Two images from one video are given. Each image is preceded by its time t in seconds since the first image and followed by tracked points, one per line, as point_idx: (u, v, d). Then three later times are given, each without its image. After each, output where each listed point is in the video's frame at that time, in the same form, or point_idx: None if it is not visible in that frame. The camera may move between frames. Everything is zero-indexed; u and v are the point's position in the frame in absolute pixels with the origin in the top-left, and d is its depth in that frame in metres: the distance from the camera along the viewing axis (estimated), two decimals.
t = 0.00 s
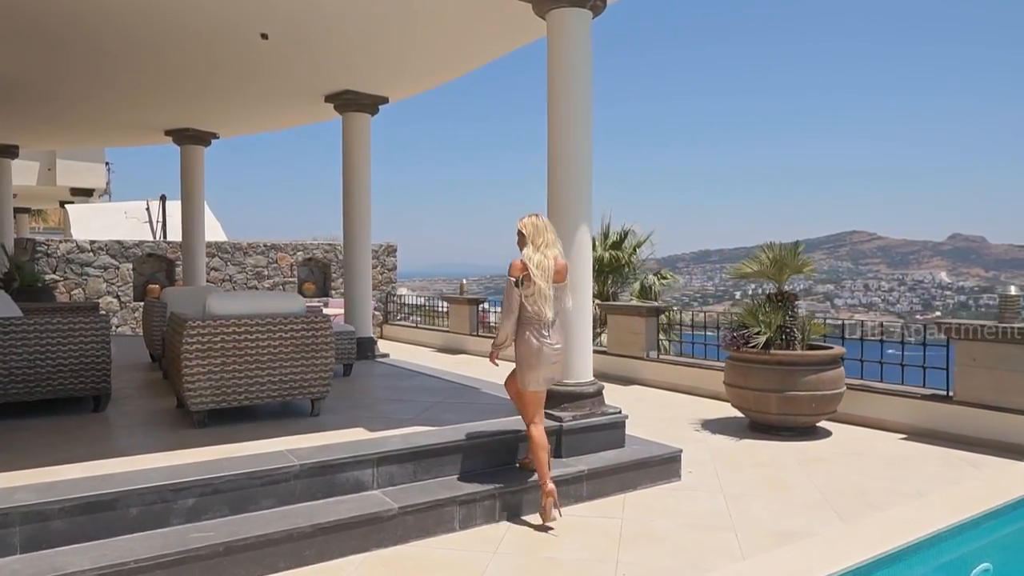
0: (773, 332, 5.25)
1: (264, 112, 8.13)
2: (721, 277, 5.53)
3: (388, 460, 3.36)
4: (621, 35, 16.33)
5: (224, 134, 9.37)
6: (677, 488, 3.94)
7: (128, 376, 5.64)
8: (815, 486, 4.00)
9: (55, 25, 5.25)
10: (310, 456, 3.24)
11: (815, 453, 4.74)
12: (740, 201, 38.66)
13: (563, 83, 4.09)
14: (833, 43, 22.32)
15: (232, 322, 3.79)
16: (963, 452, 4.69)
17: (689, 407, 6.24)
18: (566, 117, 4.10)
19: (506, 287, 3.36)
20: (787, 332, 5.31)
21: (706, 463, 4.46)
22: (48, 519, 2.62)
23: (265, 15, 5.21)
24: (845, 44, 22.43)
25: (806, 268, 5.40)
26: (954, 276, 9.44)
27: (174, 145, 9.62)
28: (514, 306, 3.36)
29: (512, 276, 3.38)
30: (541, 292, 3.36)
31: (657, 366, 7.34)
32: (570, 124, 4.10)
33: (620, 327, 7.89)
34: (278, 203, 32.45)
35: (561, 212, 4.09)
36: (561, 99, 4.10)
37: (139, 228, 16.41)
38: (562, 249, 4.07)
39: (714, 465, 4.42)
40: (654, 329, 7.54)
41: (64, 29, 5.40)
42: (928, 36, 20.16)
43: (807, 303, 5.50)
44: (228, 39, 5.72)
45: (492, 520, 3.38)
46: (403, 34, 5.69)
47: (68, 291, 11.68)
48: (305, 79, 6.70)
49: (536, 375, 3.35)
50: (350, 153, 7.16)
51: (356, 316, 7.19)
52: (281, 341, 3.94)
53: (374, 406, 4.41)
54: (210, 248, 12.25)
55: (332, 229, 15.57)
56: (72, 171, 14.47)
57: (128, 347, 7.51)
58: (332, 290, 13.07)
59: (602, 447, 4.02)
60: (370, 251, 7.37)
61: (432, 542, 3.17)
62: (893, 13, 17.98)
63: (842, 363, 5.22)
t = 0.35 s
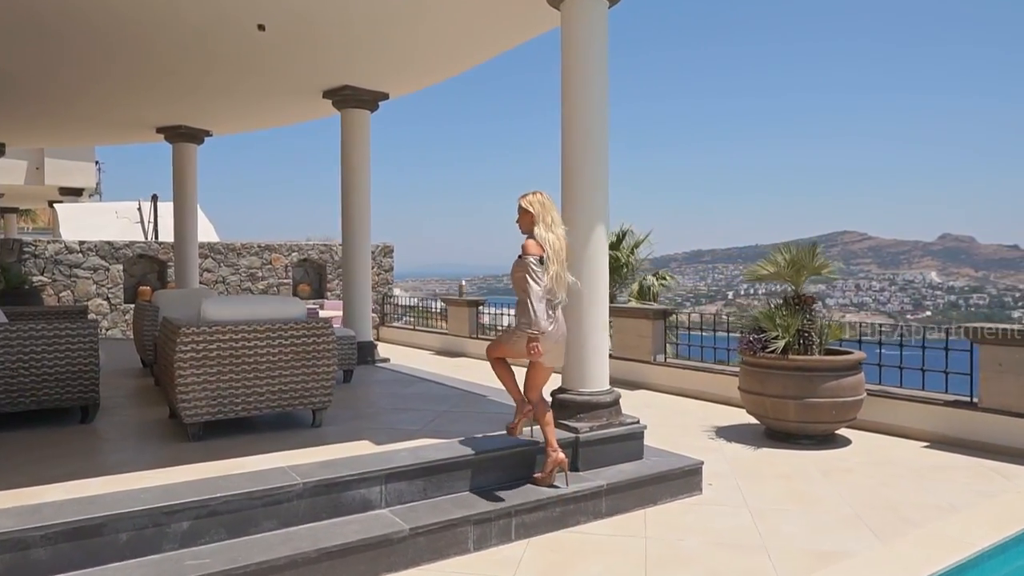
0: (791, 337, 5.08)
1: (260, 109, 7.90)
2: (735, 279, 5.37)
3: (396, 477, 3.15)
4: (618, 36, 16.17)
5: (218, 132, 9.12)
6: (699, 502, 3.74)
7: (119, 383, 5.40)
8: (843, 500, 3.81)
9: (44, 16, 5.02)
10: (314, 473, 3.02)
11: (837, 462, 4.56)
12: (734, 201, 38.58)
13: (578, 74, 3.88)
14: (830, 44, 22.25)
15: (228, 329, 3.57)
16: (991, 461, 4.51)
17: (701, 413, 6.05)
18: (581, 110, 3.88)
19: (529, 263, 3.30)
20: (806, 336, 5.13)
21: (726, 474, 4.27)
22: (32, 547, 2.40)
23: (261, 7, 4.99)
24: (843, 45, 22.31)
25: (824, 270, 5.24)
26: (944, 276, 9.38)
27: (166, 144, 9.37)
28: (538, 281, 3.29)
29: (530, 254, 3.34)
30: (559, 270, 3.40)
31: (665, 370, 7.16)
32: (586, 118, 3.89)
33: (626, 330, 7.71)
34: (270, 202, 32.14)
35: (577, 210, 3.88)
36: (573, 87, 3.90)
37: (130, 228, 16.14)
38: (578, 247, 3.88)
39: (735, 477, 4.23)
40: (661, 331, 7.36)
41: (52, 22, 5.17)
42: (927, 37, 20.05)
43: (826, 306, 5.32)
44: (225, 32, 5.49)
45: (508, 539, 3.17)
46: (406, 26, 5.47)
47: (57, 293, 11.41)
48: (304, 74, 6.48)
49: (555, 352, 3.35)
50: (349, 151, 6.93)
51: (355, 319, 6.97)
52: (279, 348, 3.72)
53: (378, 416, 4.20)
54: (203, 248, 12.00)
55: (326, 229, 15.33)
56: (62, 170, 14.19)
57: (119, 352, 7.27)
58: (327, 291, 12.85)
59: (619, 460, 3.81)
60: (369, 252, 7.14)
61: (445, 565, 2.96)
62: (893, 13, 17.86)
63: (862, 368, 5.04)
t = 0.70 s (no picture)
0: (814, 340, 4.90)
1: (258, 105, 7.68)
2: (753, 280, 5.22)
3: (412, 493, 2.94)
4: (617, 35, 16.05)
5: (214, 128, 8.88)
6: (729, 516, 3.55)
7: (112, 389, 5.17)
8: (878, 514, 3.63)
9: (36, 5, 4.78)
10: (325, 489, 2.81)
11: (865, 471, 4.38)
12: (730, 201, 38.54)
13: (600, 64, 3.68)
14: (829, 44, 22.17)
15: (230, 333, 3.36)
16: None
17: (716, 418, 5.87)
18: (604, 101, 3.68)
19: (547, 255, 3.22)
20: (828, 340, 4.94)
21: (751, 486, 4.08)
22: None
23: None
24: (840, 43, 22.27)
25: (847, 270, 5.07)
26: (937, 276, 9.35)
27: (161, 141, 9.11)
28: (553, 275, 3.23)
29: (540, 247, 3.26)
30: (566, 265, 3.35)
31: (676, 374, 6.98)
32: (609, 111, 3.69)
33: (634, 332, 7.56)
34: (263, 202, 31.82)
35: (599, 208, 3.69)
36: (595, 79, 3.70)
37: (122, 228, 15.86)
38: (601, 247, 3.68)
39: (761, 487, 4.04)
40: (671, 333, 7.18)
41: (44, 12, 4.94)
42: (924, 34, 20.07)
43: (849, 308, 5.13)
44: (226, 24, 5.26)
45: (531, 558, 2.98)
46: (414, 19, 5.27)
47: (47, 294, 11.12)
48: (305, 68, 6.26)
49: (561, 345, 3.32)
50: (351, 147, 6.72)
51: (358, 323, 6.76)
52: (285, 354, 3.51)
53: (388, 425, 3.99)
54: (198, 248, 11.77)
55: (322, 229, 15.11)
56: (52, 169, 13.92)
57: (113, 355, 7.04)
58: (325, 293, 12.64)
59: (643, 472, 3.62)
60: (372, 253, 6.91)
61: None
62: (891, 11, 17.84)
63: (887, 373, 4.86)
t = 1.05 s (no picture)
0: (832, 346, 4.75)
1: (252, 102, 7.48)
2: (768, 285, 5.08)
3: (426, 513, 2.75)
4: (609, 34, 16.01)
5: (206, 127, 8.66)
6: (755, 533, 3.37)
7: (102, 399, 4.94)
8: (910, 529, 3.47)
9: None
10: (333, 511, 2.62)
11: (888, 481, 4.23)
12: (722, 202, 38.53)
13: (619, 59, 3.50)
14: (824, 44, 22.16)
15: (228, 342, 3.18)
16: None
17: (729, 426, 5.69)
18: (622, 96, 3.51)
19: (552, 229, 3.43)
20: (846, 345, 4.79)
21: (773, 498, 3.91)
22: None
23: None
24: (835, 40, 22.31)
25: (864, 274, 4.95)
26: (923, 274, 9.36)
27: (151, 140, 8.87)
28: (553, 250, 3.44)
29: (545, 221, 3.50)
30: (566, 243, 3.58)
31: (682, 378, 6.83)
32: (627, 107, 3.51)
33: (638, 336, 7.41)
34: (253, 203, 31.48)
35: (618, 210, 3.52)
36: (611, 74, 3.52)
37: (111, 229, 15.56)
38: (622, 251, 3.50)
39: (784, 500, 3.87)
40: (675, 337, 7.03)
41: (29, 4, 4.73)
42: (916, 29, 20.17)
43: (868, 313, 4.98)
44: (222, 18, 5.05)
45: None
46: (417, 15, 5.09)
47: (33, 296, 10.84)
48: (302, 65, 6.07)
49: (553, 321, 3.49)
50: (349, 146, 6.53)
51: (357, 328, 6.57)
52: (287, 363, 3.32)
53: (394, 437, 3.80)
54: (189, 250, 11.52)
55: (315, 230, 14.94)
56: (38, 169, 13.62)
57: (102, 362, 6.81)
58: (318, 295, 12.45)
59: (665, 486, 3.45)
60: (371, 257, 6.71)
61: None
62: (885, 8, 17.96)
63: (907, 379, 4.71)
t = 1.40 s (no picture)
0: (846, 351, 4.57)
1: (240, 99, 7.25)
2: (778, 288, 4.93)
3: (431, 536, 2.55)
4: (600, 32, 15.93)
5: (193, 125, 8.41)
6: (777, 552, 3.18)
7: (82, 409, 4.69)
8: (938, 546, 3.29)
9: None
10: (330, 538, 2.40)
11: (906, 492, 4.07)
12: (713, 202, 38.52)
13: (631, 51, 3.31)
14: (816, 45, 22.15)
15: (216, 352, 2.96)
16: None
17: (737, 432, 5.51)
18: (634, 92, 3.32)
19: (551, 229, 3.30)
20: (860, 351, 4.61)
21: (791, 513, 3.72)
22: None
23: None
24: (828, 39, 22.36)
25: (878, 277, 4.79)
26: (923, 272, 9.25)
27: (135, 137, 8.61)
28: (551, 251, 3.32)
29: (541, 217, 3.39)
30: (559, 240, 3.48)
31: (684, 383, 6.65)
32: (639, 102, 3.31)
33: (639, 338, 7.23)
34: (240, 203, 31.10)
35: (630, 210, 3.32)
36: (622, 68, 3.33)
37: (95, 229, 15.24)
38: (635, 253, 3.32)
39: (802, 515, 3.69)
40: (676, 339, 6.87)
41: None
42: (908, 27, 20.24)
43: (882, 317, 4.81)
44: (210, 9, 4.81)
45: None
46: (415, 8, 4.88)
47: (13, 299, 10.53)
48: (292, 59, 5.84)
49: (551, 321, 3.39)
50: (342, 145, 6.32)
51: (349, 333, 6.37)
52: (279, 373, 3.11)
53: (393, 450, 3.59)
54: (175, 251, 11.24)
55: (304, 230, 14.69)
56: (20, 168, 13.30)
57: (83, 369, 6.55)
58: (308, 296, 12.24)
59: (681, 502, 3.26)
60: (364, 257, 6.48)
61: None
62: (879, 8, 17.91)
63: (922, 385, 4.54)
